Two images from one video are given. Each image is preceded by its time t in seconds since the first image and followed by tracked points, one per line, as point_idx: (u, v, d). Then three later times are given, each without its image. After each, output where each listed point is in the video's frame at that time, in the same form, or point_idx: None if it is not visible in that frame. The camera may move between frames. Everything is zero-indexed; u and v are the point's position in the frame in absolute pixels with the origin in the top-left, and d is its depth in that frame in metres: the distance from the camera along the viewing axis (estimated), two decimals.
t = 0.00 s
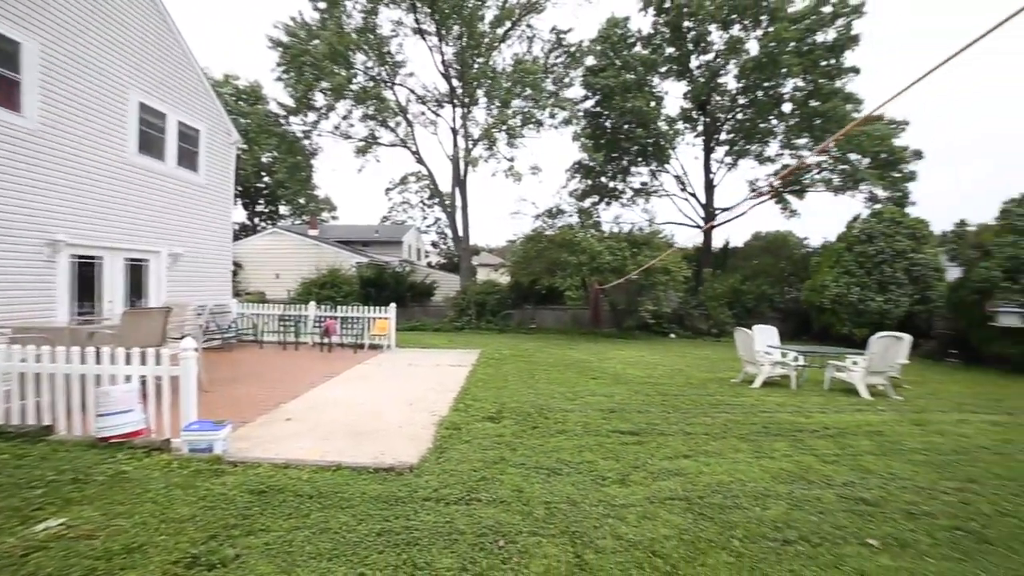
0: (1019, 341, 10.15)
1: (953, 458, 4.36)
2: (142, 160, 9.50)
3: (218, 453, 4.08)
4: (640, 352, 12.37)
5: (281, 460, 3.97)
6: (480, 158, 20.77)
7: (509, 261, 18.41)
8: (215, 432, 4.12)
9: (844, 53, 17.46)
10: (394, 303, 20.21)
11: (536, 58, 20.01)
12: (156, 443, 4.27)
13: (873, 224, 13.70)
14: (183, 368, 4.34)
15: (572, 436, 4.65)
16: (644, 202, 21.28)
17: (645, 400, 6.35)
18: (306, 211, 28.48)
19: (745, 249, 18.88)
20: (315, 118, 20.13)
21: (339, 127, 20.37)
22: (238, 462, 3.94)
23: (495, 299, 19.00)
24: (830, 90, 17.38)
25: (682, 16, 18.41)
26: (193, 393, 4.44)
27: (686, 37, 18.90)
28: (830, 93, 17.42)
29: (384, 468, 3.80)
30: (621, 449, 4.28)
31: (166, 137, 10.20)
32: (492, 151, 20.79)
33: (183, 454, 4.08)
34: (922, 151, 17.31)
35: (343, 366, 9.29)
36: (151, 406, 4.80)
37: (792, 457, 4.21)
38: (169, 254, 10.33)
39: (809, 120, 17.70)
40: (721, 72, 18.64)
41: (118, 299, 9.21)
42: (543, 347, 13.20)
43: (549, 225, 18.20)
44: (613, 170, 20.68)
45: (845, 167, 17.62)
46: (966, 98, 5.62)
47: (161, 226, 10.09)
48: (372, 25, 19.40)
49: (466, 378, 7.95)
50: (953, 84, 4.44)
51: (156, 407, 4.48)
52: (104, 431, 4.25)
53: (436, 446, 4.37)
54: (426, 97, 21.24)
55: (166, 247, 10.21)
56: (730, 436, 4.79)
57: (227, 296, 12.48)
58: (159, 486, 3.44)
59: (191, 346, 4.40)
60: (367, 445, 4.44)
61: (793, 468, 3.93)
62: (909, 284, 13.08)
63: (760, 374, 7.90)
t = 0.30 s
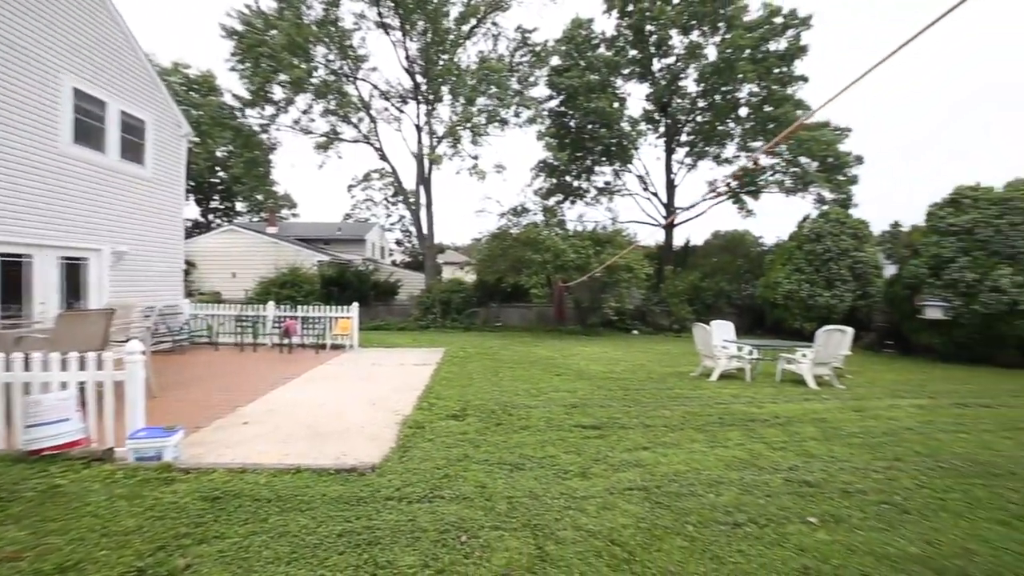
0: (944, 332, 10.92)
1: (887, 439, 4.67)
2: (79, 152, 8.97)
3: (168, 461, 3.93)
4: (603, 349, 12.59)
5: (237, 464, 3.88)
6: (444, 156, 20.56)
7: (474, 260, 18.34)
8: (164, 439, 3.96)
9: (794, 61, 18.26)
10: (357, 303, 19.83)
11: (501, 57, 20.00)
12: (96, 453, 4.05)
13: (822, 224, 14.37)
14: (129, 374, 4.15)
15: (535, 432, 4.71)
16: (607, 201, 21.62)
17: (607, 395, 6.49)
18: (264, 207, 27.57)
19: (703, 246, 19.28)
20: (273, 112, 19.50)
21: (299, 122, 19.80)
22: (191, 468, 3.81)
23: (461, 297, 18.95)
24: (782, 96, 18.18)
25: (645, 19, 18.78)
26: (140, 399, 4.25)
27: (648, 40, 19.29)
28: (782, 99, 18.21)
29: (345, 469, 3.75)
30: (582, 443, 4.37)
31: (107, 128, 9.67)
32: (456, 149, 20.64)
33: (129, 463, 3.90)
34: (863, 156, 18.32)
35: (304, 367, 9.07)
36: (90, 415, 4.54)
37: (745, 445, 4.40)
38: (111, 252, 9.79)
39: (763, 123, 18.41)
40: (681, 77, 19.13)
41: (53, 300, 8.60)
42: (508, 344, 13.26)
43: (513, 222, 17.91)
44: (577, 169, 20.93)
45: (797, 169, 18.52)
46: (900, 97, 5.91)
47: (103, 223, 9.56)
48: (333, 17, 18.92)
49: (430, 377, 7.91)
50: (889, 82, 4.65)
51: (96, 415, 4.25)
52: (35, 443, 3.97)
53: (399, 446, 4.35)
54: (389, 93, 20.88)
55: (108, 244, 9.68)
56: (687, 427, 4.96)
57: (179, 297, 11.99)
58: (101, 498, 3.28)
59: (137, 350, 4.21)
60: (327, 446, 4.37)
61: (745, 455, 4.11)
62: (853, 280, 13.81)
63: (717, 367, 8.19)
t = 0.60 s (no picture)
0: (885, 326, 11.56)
1: (832, 428, 4.92)
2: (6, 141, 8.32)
3: (109, 473, 3.72)
4: (568, 347, 12.72)
5: (188, 472, 3.74)
6: (408, 153, 20.26)
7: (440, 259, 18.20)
8: (106, 450, 3.75)
9: (750, 68, 18.93)
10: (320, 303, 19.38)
11: (466, 54, 19.89)
12: (25, 468, 3.78)
13: (776, 224, 14.93)
14: (67, 380, 3.92)
15: (498, 430, 4.73)
16: (572, 200, 21.86)
17: (570, 392, 6.57)
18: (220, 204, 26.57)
19: (666, 245, 19.69)
20: (229, 105, 18.78)
21: (256, 116, 19.15)
22: (136, 479, 3.64)
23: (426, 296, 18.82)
24: (740, 100, 18.77)
25: (608, 22, 19.08)
26: (77, 409, 4.01)
27: (612, 42, 19.58)
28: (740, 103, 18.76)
29: (304, 473, 3.67)
30: (544, 440, 4.41)
31: (38, 117, 9.00)
32: (420, 146, 20.37)
33: (66, 477, 3.67)
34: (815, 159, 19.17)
35: (262, 369, 8.80)
36: (19, 427, 4.22)
37: (702, 438, 4.54)
38: (44, 250, 9.12)
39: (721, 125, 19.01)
40: (644, 79, 19.50)
41: None
42: (474, 343, 13.24)
43: (478, 221, 17.71)
44: (542, 169, 21.07)
45: (754, 171, 19.25)
46: (843, 93, 6.17)
47: (35, 219, 8.90)
48: (292, 9, 18.37)
49: (394, 377, 7.82)
50: (831, 80, 4.85)
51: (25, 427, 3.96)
52: None
53: (361, 447, 4.29)
54: (352, 88, 20.45)
55: (41, 242, 9.01)
56: (647, 422, 5.08)
57: (127, 298, 11.50)
58: (30, 516, 3.08)
59: (76, 355, 3.99)
60: (286, 450, 4.27)
61: (702, 448, 4.25)
62: (805, 278, 14.44)
63: (677, 363, 8.42)
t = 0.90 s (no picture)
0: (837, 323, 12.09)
1: (783, 421, 5.13)
2: None
3: (41, 489, 3.48)
4: (535, 346, 12.81)
5: (133, 483, 3.58)
6: (374, 151, 19.90)
7: (408, 259, 17.99)
8: (35, 465, 3.48)
9: (713, 73, 19.43)
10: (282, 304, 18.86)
11: (435, 52, 19.73)
12: None
13: (737, 224, 15.42)
14: None
15: (462, 431, 4.73)
16: (540, 200, 22.00)
17: (535, 391, 6.63)
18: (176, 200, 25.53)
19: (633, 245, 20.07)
20: (184, 96, 18.09)
21: (214, 109, 18.48)
22: (73, 494, 3.45)
23: (393, 296, 18.58)
24: (704, 104, 19.26)
25: (577, 23, 19.29)
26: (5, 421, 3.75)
27: (581, 44, 19.81)
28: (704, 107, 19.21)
29: (260, 480, 3.59)
30: (506, 439, 4.44)
31: None
32: (386, 144, 19.96)
33: None
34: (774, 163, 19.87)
35: (219, 373, 8.51)
36: None
37: (661, 435, 4.66)
38: None
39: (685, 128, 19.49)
40: (611, 82, 19.77)
41: None
42: (441, 343, 13.15)
43: (446, 220, 17.52)
44: (511, 168, 21.13)
45: (717, 173, 19.74)
46: (795, 93, 6.42)
47: None
48: None
49: (358, 379, 7.71)
50: (782, 79, 5.05)
51: None
52: None
53: (320, 451, 4.22)
54: (317, 83, 19.80)
55: None
56: (609, 420, 5.16)
57: (69, 302, 10.92)
58: None
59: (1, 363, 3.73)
60: (240, 457, 4.15)
61: (661, 444, 4.36)
62: (764, 277, 14.95)
63: (641, 361, 8.59)
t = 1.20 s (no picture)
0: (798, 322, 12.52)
1: (743, 417, 5.30)
2: None
3: None
4: (506, 346, 12.83)
5: (76, 494, 3.42)
6: (343, 149, 19.55)
7: (380, 259, 17.76)
8: None
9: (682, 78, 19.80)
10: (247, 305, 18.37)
11: (406, 50, 19.52)
12: None
13: (704, 226, 15.81)
14: None
15: (428, 432, 4.72)
16: (512, 200, 22.05)
17: (504, 391, 6.65)
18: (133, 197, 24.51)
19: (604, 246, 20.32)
20: (141, 88, 17.37)
21: (175, 102, 17.85)
22: (8, 509, 3.26)
23: (363, 296, 18.34)
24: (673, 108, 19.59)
25: (549, 25, 19.44)
26: None
27: (553, 45, 19.96)
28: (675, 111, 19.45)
29: (216, 486, 3.49)
30: (473, 440, 4.44)
31: None
32: (354, 141, 19.64)
33: None
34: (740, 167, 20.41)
35: (178, 376, 8.23)
36: None
37: (625, 433, 4.74)
38: None
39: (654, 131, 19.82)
40: (583, 85, 19.96)
41: None
42: (411, 344, 13.04)
43: (417, 220, 17.42)
44: (483, 168, 21.14)
45: (686, 175, 20.22)
46: (755, 97, 6.60)
47: None
48: None
49: (325, 381, 7.57)
50: (745, 74, 5.23)
51: None
52: None
53: (282, 455, 4.14)
54: (284, 77, 19.49)
55: None
56: (576, 419, 5.22)
57: (8, 305, 10.35)
58: None
59: None
60: (196, 463, 4.03)
61: (625, 442, 4.44)
62: (729, 278, 15.36)
63: (609, 360, 8.70)
